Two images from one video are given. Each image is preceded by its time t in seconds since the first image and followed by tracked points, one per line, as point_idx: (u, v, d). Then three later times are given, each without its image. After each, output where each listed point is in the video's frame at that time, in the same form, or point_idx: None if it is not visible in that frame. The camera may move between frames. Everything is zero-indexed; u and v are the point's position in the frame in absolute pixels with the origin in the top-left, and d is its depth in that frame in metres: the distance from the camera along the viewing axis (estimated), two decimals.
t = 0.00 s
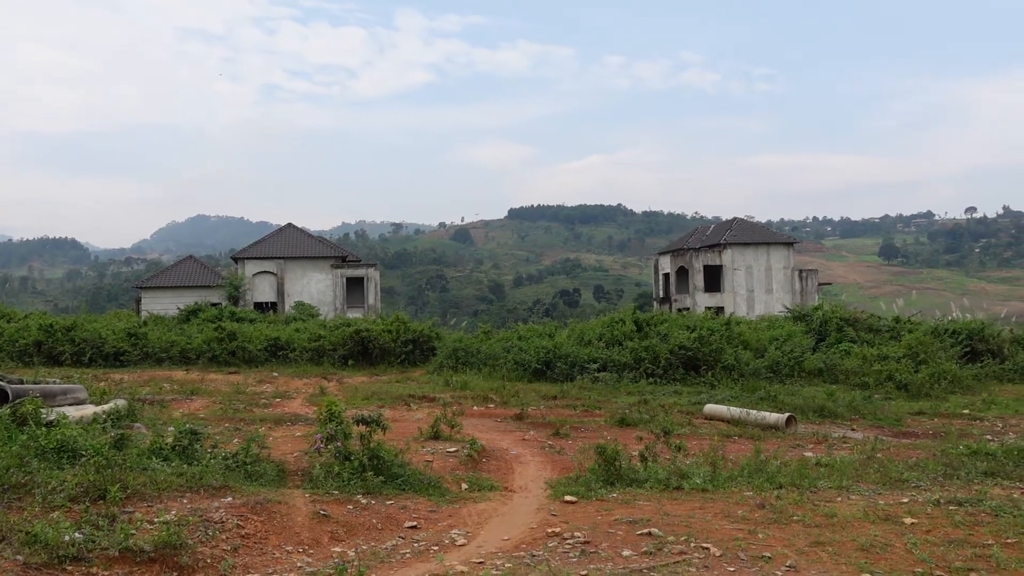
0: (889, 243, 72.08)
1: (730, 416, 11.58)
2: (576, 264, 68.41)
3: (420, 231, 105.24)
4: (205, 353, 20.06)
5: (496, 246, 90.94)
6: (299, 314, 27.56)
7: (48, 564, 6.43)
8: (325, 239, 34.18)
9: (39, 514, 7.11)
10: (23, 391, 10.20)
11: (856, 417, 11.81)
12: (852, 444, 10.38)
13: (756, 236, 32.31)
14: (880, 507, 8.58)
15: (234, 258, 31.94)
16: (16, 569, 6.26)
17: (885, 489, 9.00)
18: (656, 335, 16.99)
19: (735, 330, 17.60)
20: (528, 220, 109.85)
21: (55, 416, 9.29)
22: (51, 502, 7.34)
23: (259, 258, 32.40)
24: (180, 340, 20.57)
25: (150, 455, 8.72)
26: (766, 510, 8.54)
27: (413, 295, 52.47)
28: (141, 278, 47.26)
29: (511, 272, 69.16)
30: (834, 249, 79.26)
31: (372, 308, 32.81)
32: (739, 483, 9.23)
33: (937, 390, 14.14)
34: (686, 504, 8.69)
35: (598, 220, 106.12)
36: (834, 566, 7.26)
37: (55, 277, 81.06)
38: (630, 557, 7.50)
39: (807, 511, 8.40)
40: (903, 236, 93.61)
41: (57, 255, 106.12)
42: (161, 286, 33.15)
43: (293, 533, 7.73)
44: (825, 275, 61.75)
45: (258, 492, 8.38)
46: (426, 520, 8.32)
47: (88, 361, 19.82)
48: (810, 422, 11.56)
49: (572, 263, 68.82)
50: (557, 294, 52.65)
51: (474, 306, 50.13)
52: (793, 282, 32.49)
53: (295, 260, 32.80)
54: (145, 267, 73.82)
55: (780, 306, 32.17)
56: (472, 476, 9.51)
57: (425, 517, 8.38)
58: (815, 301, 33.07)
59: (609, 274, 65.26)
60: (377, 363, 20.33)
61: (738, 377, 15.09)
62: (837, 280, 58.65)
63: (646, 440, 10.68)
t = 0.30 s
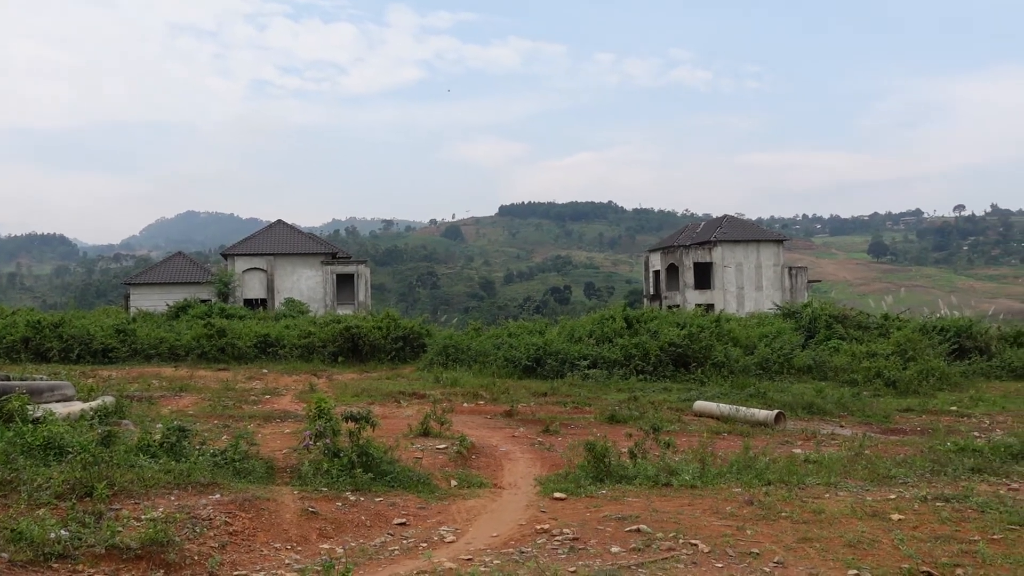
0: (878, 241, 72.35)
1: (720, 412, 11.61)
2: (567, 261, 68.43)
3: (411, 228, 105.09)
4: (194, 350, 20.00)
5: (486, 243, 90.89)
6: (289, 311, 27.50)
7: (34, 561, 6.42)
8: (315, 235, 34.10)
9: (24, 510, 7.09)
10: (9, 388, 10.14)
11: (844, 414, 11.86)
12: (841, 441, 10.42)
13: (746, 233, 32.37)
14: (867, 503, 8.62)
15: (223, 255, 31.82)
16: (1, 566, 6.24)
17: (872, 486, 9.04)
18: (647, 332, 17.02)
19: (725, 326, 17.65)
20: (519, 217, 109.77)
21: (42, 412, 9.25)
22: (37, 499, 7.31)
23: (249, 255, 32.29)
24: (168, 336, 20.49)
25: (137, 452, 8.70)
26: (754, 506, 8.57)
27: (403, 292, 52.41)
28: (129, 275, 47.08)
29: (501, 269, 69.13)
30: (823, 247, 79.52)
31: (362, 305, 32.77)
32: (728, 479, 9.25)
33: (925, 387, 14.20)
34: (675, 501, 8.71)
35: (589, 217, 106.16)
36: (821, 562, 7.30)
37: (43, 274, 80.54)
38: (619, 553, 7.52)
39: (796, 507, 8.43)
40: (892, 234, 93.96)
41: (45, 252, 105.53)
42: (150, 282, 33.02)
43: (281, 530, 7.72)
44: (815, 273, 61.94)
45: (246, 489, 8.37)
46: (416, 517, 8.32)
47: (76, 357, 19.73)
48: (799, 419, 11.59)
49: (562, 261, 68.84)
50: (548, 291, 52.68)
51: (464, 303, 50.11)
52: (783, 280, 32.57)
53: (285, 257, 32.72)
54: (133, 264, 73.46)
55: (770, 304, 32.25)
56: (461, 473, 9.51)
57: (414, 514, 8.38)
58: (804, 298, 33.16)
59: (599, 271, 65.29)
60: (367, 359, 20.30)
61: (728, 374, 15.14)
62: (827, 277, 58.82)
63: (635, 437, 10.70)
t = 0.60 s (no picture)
0: (867, 238, 72.65)
1: (709, 409, 11.64)
2: (557, 258, 68.44)
3: (401, 225, 104.86)
4: (184, 347, 19.94)
5: (477, 239, 90.85)
6: (278, 308, 27.44)
7: (20, 560, 6.40)
8: (306, 232, 34.03)
9: (11, 509, 7.06)
10: None
11: (834, 411, 11.90)
12: (830, 437, 10.46)
13: (736, 230, 32.43)
14: (856, 499, 8.67)
15: (212, 252, 31.72)
16: None
17: (861, 482, 9.09)
18: (637, 329, 17.06)
19: (715, 323, 17.69)
20: (510, 214, 109.66)
21: (29, 411, 9.20)
22: (24, 497, 7.29)
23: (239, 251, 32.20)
24: (158, 334, 20.42)
25: (125, 451, 8.68)
26: (743, 503, 8.61)
27: (394, 289, 52.35)
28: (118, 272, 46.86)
29: (492, 266, 69.09)
30: (813, 244, 79.79)
31: (352, 302, 32.72)
32: (717, 476, 9.28)
33: (913, 384, 14.26)
34: (664, 497, 8.74)
35: (580, 214, 106.22)
36: (809, 558, 7.35)
37: (31, 271, 80.05)
38: (608, 550, 7.54)
39: (784, 504, 8.47)
40: (881, 231, 94.33)
41: (33, 249, 104.86)
42: (139, 279, 32.88)
43: (270, 528, 7.71)
44: (804, 270, 62.14)
45: (235, 488, 8.36)
46: (405, 515, 8.32)
47: (64, 355, 19.62)
48: (788, 415, 11.63)
49: (553, 258, 68.86)
50: (538, 288, 52.69)
51: (455, 300, 50.08)
52: (773, 277, 32.66)
53: (275, 253, 32.63)
54: (121, 261, 73.05)
55: (759, 301, 32.34)
56: (451, 470, 9.51)
57: (404, 512, 8.39)
58: (794, 295, 33.26)
59: (590, 268, 65.33)
60: (357, 357, 20.27)
61: (718, 371, 15.18)
62: (816, 274, 59.00)
63: (625, 434, 10.72)
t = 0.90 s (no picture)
0: (853, 235, 73.01)
1: (696, 406, 11.67)
2: (545, 255, 68.45)
3: (389, 223, 104.67)
4: (169, 345, 19.84)
5: (465, 237, 90.77)
6: (265, 306, 27.36)
7: (4, 560, 6.36)
8: (293, 229, 33.90)
9: None
10: None
11: (819, 407, 11.95)
12: (816, 433, 10.51)
13: (723, 228, 32.53)
14: (841, 495, 8.72)
15: (199, 249, 31.56)
16: None
17: (846, 478, 9.14)
18: (624, 326, 17.10)
19: (701, 320, 17.75)
20: (498, 211, 109.65)
21: (12, 410, 9.13)
22: (7, 497, 7.25)
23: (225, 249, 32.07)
24: (143, 332, 20.32)
25: (110, 449, 8.64)
26: (729, 499, 8.65)
27: (381, 286, 52.26)
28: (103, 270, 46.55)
29: (479, 264, 69.08)
30: (799, 241, 80.13)
31: (340, 299, 32.64)
32: (704, 472, 9.31)
33: (898, 380, 14.34)
34: (650, 494, 8.77)
35: (568, 212, 106.32)
36: (795, 554, 7.40)
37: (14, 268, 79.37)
38: (595, 547, 7.56)
39: (770, 500, 8.51)
40: (867, 229, 94.89)
41: (17, 246, 103.98)
42: (125, 276, 32.69)
43: (256, 526, 7.69)
44: (790, 267, 62.40)
45: (221, 486, 8.34)
46: (392, 512, 8.32)
47: (49, 353, 19.50)
48: (774, 412, 11.68)
49: (541, 255, 68.88)
50: (526, 285, 52.69)
51: (442, 297, 50.04)
52: (759, 274, 32.78)
53: (262, 251, 32.50)
54: (106, 259, 72.54)
55: (746, 297, 32.46)
56: (439, 467, 9.51)
57: (391, 509, 8.38)
58: (780, 292, 33.41)
59: (578, 265, 65.40)
60: (344, 354, 20.22)
61: (705, 367, 15.24)
62: (802, 271, 59.28)
63: (612, 430, 10.74)
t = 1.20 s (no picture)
0: (834, 233, 73.55)
1: (679, 403, 11.72)
2: (528, 253, 68.44)
3: (373, 221, 104.34)
4: (150, 343, 19.70)
5: (449, 234, 90.66)
6: (248, 304, 27.24)
7: None
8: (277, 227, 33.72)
9: None
10: None
11: (800, 404, 12.04)
12: (797, 430, 10.58)
13: (706, 226, 32.67)
14: (821, 491, 8.79)
15: (180, 246, 31.38)
16: None
17: (826, 474, 9.22)
18: (608, 324, 17.15)
19: (684, 318, 17.83)
20: (482, 209, 109.58)
21: None
22: None
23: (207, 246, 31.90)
24: (124, 330, 20.18)
25: (90, 448, 8.58)
26: (711, 495, 8.70)
27: (365, 284, 52.13)
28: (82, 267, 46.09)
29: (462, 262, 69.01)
30: (781, 239, 80.66)
31: (322, 297, 32.50)
32: (686, 469, 9.35)
33: (878, 376, 14.47)
34: (633, 491, 8.80)
35: (552, 210, 106.45)
36: (775, 550, 7.46)
37: None
38: (577, 544, 7.59)
39: (751, 496, 8.57)
40: (848, 227, 95.65)
41: None
42: (105, 273, 32.44)
43: (237, 525, 7.65)
44: (772, 265, 62.77)
45: (202, 485, 8.29)
46: (374, 511, 8.32)
47: (28, 351, 19.32)
48: (756, 409, 11.75)
49: (524, 252, 68.89)
50: (510, 283, 52.70)
51: (426, 295, 49.96)
52: (742, 271, 32.95)
53: (245, 248, 32.33)
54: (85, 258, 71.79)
55: (729, 295, 32.62)
56: (421, 465, 9.50)
57: (373, 507, 8.38)
58: (762, 290, 33.61)
59: (561, 263, 65.48)
60: (327, 352, 20.15)
61: (687, 365, 15.31)
62: (784, 269, 59.67)
63: (595, 428, 10.77)
